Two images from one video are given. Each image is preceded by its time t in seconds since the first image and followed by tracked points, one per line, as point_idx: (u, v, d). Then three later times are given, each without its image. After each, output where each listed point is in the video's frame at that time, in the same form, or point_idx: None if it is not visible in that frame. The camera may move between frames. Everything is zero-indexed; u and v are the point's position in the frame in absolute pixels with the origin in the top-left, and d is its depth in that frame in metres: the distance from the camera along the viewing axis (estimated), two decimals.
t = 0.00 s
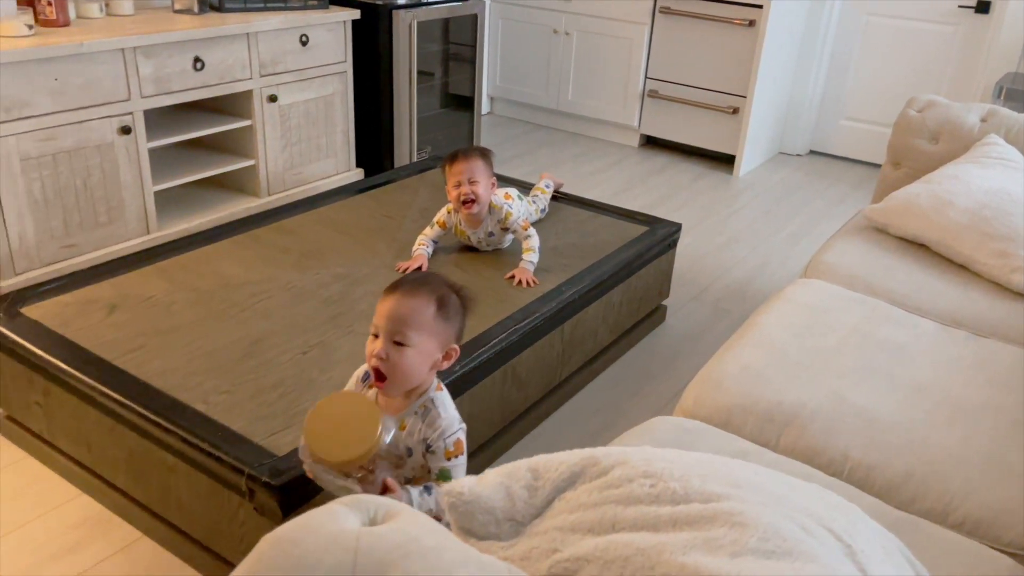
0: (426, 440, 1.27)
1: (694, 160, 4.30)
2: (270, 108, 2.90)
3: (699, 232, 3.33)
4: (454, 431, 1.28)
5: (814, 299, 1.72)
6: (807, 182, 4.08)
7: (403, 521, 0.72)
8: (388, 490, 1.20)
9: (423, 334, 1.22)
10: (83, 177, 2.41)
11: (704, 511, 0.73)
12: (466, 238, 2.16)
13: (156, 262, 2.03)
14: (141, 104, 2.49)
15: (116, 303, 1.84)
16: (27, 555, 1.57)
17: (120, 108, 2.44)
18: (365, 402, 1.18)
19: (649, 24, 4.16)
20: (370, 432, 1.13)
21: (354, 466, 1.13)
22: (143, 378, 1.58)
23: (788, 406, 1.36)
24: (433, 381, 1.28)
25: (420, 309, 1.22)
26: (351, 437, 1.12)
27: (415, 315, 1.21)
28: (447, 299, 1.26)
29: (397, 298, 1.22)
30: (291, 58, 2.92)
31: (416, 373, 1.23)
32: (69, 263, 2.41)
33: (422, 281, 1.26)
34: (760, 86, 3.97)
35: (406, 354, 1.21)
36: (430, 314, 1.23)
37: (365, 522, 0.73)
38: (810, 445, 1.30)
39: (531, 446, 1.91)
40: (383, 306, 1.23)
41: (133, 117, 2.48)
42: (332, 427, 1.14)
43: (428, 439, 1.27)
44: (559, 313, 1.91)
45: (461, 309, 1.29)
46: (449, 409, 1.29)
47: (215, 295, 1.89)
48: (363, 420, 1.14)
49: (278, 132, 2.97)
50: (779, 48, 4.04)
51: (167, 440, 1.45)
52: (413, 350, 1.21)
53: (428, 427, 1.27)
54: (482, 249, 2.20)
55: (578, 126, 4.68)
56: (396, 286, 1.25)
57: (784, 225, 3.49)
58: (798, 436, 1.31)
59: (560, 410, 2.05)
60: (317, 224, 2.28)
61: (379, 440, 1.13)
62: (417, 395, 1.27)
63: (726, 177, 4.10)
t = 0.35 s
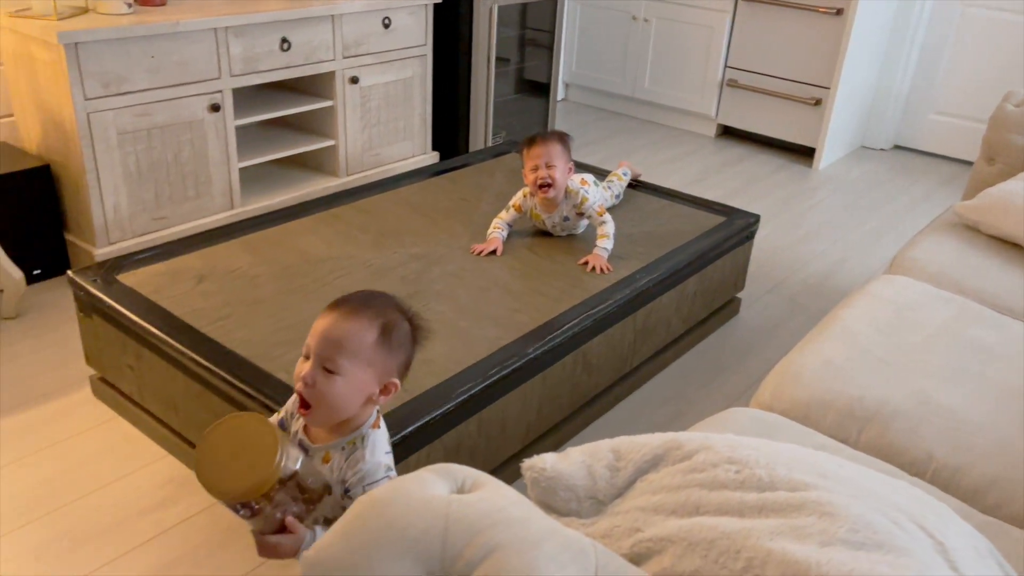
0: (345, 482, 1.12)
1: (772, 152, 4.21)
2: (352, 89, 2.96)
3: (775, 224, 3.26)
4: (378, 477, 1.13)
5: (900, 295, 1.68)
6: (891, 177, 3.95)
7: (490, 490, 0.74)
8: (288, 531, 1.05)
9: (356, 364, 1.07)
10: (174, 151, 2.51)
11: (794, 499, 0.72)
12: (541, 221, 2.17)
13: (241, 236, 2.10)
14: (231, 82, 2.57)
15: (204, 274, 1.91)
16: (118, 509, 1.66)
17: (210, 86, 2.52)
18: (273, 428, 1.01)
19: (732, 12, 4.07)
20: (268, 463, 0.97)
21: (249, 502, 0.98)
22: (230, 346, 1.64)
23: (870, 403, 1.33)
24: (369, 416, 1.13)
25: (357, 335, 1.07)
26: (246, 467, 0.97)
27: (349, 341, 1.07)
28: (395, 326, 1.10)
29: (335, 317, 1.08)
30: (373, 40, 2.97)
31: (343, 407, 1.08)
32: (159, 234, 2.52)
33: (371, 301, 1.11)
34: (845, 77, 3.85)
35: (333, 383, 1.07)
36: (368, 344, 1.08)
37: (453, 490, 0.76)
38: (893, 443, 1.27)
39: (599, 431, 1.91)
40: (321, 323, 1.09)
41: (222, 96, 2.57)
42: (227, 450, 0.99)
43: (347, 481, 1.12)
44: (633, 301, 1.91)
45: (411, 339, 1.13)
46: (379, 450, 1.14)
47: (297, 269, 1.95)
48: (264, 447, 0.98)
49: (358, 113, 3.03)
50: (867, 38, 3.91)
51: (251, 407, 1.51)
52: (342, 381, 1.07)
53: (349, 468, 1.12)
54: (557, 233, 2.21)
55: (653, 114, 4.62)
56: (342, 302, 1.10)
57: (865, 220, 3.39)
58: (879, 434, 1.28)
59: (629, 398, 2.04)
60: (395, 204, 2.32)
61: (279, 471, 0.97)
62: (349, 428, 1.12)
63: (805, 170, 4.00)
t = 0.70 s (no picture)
0: (283, 529, 0.96)
1: (880, 150, 4.04)
2: (456, 75, 3.01)
3: (881, 224, 3.14)
4: (321, 528, 0.96)
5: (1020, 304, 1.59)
6: (1009, 182, 3.74)
7: (598, 473, 0.76)
8: (206, 570, 0.91)
9: (271, 425, 0.91)
10: (286, 131, 2.61)
11: (908, 504, 0.72)
12: (642, 209, 2.15)
13: (347, 215, 2.18)
14: (341, 66, 2.65)
15: (312, 249, 1.99)
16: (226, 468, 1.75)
17: (322, 69, 2.61)
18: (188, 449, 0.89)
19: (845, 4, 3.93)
20: (185, 486, 0.86)
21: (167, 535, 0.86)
22: (335, 320, 1.71)
23: (984, 414, 1.28)
24: (309, 469, 0.96)
25: (268, 391, 0.91)
26: (155, 493, 0.86)
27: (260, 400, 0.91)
28: (318, 371, 0.93)
29: (245, 375, 0.92)
30: (479, 27, 3.00)
31: (270, 468, 0.93)
32: (268, 210, 2.63)
33: (291, 344, 0.94)
34: (965, 74, 3.66)
35: (251, 447, 0.91)
36: (282, 399, 0.91)
37: (560, 470, 0.78)
38: (1007, 458, 1.22)
39: (689, 426, 1.90)
40: (232, 380, 0.93)
41: (333, 79, 2.65)
42: (138, 477, 0.87)
43: (284, 529, 0.96)
44: (732, 296, 1.88)
45: (346, 381, 0.95)
46: (324, 498, 0.97)
47: (400, 249, 2.01)
48: (180, 468, 0.87)
49: (460, 99, 3.07)
50: (991, 34, 3.71)
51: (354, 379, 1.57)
52: (259, 442, 0.91)
53: (288, 514, 0.96)
54: (657, 223, 2.19)
55: (754, 108, 4.51)
56: (255, 353, 0.94)
57: (980, 225, 3.22)
58: (992, 446, 1.23)
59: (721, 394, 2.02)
60: (495, 190, 2.35)
61: (202, 494, 0.86)
62: (284, 479, 0.96)
63: (915, 170, 3.83)
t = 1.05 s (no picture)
0: (235, 555, 0.92)
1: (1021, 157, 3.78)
2: (575, 62, 3.00)
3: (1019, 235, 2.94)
4: (277, 545, 0.94)
5: None
6: None
7: (713, 469, 0.77)
8: None
9: (211, 452, 0.85)
10: (407, 111, 2.68)
11: None
12: (771, 208, 2.13)
13: (462, 195, 2.22)
14: (464, 48, 2.70)
15: (427, 227, 2.05)
16: (335, 432, 1.83)
17: (445, 51, 2.66)
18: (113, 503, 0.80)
19: None
20: (101, 551, 0.76)
21: None
22: (447, 297, 1.75)
23: None
24: (255, 487, 0.93)
25: (204, 418, 0.85)
26: (70, 554, 0.77)
27: (195, 428, 0.85)
28: (259, 388, 0.87)
29: (173, 400, 0.85)
30: (602, 14, 2.99)
31: (213, 493, 0.89)
32: (386, 187, 2.71)
33: (223, 361, 0.87)
34: None
35: (192, 478, 0.86)
36: (225, 424, 0.85)
37: (673, 462, 0.79)
38: None
39: (794, 431, 1.85)
40: (158, 406, 0.86)
41: (455, 61, 2.70)
42: (55, 540, 0.78)
43: (236, 557, 0.92)
44: (850, 302, 1.81)
45: (288, 390, 0.90)
46: (274, 517, 0.94)
47: (512, 232, 2.03)
48: (96, 532, 0.77)
49: (578, 86, 3.07)
50: None
51: (461, 356, 1.61)
52: (201, 470, 0.86)
53: (238, 539, 0.92)
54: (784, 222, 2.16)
55: (883, 106, 4.29)
56: (181, 372, 0.86)
57: None
58: None
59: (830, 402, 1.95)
60: (608, 177, 2.34)
61: (123, 547, 0.76)
62: (229, 501, 0.92)
63: None
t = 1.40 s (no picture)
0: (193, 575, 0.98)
1: None
2: (723, 46, 2.93)
3: None
4: (235, 560, 0.99)
5: None
6: None
7: (845, 462, 0.76)
8: None
9: (175, 492, 0.89)
10: (549, 89, 2.71)
11: None
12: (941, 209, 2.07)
13: (598, 175, 2.23)
14: (610, 28, 2.69)
15: (561, 204, 2.07)
16: (458, 397, 1.90)
17: (591, 30, 2.66)
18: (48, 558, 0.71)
19: None
20: None
21: None
22: (576, 275, 1.78)
23: None
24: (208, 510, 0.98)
25: (164, 465, 0.88)
26: None
27: (155, 474, 0.88)
28: (208, 424, 0.91)
29: (124, 452, 0.87)
30: None
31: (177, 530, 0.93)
32: (522, 163, 2.75)
33: (167, 409, 0.89)
34: None
35: (162, 519, 0.90)
36: (185, 466, 0.89)
37: (804, 451, 0.78)
38: None
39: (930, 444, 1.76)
40: (105, 458, 0.88)
41: (600, 41, 2.70)
42: None
43: None
44: (1006, 313, 1.70)
45: (235, 414, 0.95)
46: (224, 538, 1.00)
47: (646, 215, 2.02)
48: None
49: (723, 71, 3.00)
50: None
51: (586, 334, 1.64)
52: (168, 512, 0.90)
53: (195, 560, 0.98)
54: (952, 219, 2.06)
55: None
56: (124, 420, 0.88)
57: None
58: None
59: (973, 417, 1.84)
60: (748, 167, 2.28)
61: None
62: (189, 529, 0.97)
63: None
